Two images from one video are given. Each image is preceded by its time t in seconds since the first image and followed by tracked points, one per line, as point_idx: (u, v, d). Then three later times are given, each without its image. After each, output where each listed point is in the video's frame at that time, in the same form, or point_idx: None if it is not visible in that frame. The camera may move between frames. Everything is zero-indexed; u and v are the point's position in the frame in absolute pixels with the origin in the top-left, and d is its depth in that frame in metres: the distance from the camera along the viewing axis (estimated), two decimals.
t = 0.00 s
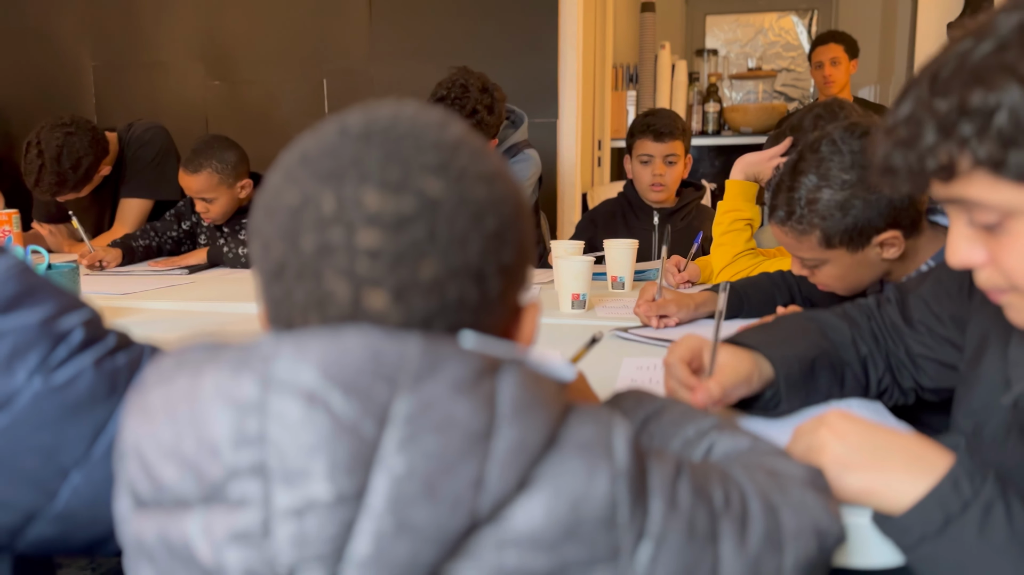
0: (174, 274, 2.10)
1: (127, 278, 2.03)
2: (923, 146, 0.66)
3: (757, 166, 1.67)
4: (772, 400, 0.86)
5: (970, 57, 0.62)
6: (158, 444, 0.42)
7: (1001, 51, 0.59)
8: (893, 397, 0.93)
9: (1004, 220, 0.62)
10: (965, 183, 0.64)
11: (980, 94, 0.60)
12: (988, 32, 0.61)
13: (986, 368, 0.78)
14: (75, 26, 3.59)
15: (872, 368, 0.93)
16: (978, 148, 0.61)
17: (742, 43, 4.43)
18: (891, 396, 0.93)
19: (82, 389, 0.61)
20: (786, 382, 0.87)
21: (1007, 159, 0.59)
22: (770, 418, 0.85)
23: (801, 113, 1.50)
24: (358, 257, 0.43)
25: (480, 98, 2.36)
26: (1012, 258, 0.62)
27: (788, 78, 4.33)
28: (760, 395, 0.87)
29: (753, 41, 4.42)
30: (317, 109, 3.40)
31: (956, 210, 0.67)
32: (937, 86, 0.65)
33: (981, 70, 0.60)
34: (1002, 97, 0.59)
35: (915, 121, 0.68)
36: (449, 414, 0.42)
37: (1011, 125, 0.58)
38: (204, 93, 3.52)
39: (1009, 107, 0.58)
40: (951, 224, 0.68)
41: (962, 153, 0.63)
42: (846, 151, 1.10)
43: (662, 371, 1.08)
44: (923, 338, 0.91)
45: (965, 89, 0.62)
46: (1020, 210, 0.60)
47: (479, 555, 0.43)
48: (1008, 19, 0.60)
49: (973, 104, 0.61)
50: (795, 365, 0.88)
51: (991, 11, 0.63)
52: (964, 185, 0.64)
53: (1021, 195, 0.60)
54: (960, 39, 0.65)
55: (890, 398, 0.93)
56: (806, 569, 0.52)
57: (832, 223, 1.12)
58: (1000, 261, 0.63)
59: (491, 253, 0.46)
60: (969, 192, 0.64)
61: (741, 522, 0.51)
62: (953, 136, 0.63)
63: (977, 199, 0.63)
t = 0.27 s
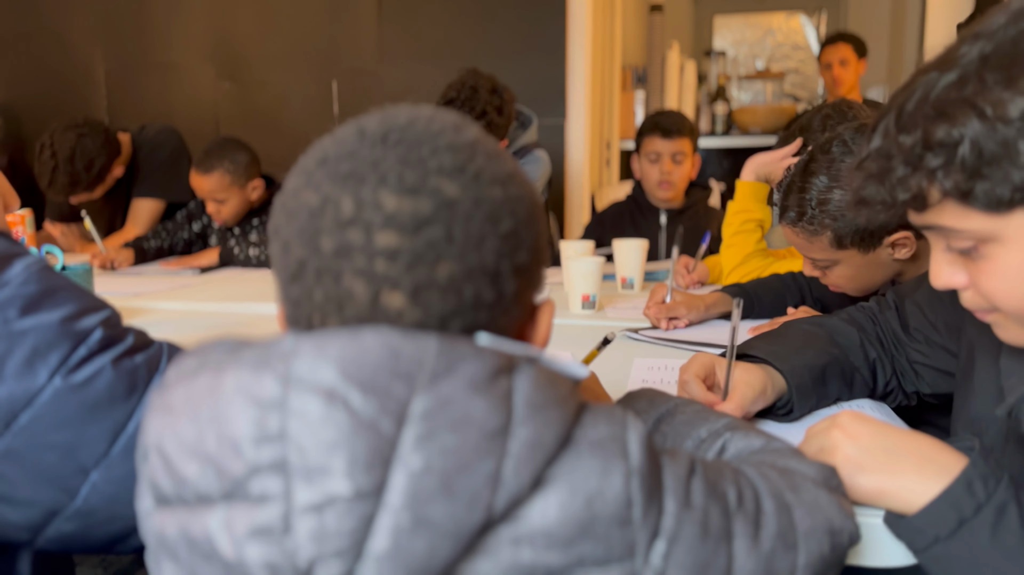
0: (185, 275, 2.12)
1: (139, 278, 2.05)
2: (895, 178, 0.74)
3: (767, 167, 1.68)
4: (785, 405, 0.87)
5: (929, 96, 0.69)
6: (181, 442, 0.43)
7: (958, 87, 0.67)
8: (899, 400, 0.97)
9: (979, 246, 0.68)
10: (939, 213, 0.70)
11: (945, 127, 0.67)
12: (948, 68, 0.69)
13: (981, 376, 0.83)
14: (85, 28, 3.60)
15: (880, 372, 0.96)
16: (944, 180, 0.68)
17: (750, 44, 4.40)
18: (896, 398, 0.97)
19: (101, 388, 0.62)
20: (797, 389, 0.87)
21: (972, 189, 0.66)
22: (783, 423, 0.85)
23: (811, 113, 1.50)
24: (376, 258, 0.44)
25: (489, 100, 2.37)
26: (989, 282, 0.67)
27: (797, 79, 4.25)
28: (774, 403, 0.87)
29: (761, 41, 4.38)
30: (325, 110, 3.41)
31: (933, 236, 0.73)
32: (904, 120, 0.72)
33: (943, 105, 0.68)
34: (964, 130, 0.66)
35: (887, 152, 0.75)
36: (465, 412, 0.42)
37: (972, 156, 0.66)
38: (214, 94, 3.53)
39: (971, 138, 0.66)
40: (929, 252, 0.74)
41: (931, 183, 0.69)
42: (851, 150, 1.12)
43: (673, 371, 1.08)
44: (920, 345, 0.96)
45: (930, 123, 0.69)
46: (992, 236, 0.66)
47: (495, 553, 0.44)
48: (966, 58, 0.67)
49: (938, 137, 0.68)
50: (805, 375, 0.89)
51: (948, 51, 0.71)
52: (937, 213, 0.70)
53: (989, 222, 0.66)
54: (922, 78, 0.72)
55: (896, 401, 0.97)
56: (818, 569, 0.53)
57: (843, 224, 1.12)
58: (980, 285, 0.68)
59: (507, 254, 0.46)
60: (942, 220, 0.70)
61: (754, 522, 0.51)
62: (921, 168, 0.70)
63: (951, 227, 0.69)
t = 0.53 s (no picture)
0: (198, 276, 2.13)
1: (152, 279, 2.06)
2: (891, 195, 0.77)
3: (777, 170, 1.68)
4: (797, 406, 0.87)
5: (918, 117, 0.72)
6: (206, 441, 0.44)
7: (944, 106, 0.69)
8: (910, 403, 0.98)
9: (975, 259, 0.68)
10: (933, 229, 0.72)
11: (933, 147, 0.70)
12: (937, 87, 0.71)
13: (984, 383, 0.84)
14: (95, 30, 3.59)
15: (895, 375, 0.97)
16: (933, 198, 0.70)
17: (761, 45, 4.33)
18: (909, 401, 0.98)
19: (122, 389, 0.62)
20: (809, 388, 0.88)
21: (961, 206, 0.67)
22: (793, 423, 0.85)
23: (820, 117, 1.50)
24: (396, 261, 0.44)
25: (499, 103, 2.37)
26: (988, 294, 0.68)
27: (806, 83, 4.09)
28: (784, 402, 0.88)
29: (771, 42, 4.30)
30: (336, 110, 3.42)
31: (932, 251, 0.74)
32: (897, 140, 0.76)
33: (931, 124, 0.70)
34: (950, 149, 0.68)
35: (886, 170, 0.79)
36: (484, 412, 0.43)
37: (959, 174, 0.67)
38: (225, 97, 3.52)
39: (957, 157, 0.67)
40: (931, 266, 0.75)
41: (922, 201, 0.72)
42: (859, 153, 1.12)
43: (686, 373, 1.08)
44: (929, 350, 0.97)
45: (919, 142, 0.72)
46: (989, 250, 0.67)
47: (513, 551, 0.44)
48: (954, 78, 0.69)
49: (926, 155, 0.70)
50: (818, 374, 0.89)
51: (940, 70, 0.73)
52: (931, 230, 0.72)
53: (982, 236, 0.67)
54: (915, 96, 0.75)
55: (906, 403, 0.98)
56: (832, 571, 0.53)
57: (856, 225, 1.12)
58: (979, 298, 0.69)
59: (525, 258, 0.47)
60: (937, 237, 0.71)
61: (769, 523, 0.51)
62: (914, 187, 0.72)
63: (946, 243, 0.70)
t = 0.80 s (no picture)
0: (214, 276, 2.14)
1: (168, 279, 2.08)
2: (881, 218, 0.81)
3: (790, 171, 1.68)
4: (810, 406, 0.87)
5: (903, 142, 0.77)
6: (235, 437, 0.44)
7: (928, 128, 0.74)
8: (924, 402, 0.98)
9: (967, 276, 0.72)
10: (924, 247, 0.75)
11: (919, 169, 0.74)
12: (921, 111, 0.76)
13: (995, 384, 0.85)
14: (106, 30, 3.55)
15: (908, 374, 0.97)
16: (922, 220, 0.74)
17: (771, 45, 4.32)
18: (922, 401, 0.98)
19: (148, 386, 0.63)
20: (822, 389, 0.88)
21: (950, 226, 0.71)
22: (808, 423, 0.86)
23: (833, 118, 1.50)
24: (421, 260, 0.45)
25: (512, 105, 2.38)
26: (985, 310, 0.71)
27: (818, 83, 4.17)
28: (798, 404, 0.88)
29: (781, 43, 4.31)
30: (348, 113, 3.42)
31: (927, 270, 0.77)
32: (882, 163, 0.80)
33: (916, 148, 0.75)
34: (935, 172, 0.72)
35: (874, 193, 0.82)
36: (508, 408, 0.43)
37: (945, 196, 0.71)
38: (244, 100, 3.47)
39: (942, 179, 0.72)
40: (926, 284, 0.78)
41: (912, 222, 0.76)
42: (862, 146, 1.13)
43: (700, 374, 1.09)
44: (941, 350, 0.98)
45: (905, 165, 0.76)
46: (980, 267, 0.70)
47: (537, 546, 0.45)
48: (937, 100, 0.74)
49: (913, 178, 0.75)
50: (830, 374, 0.89)
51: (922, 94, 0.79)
52: (922, 249, 0.75)
53: (973, 255, 0.70)
54: (898, 121, 0.80)
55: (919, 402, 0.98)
56: (851, 568, 0.53)
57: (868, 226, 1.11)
58: (976, 312, 0.72)
59: (547, 257, 0.48)
60: (929, 255, 0.74)
61: (790, 521, 0.52)
62: (903, 209, 0.76)
63: (939, 261, 0.74)
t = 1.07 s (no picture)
0: (230, 279, 2.16)
1: (186, 282, 2.10)
2: (886, 234, 0.82)
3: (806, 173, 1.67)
4: (828, 409, 0.87)
5: (904, 158, 0.79)
6: (265, 438, 0.45)
7: (928, 144, 0.76)
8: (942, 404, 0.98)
9: (976, 287, 0.74)
10: (930, 261, 0.77)
11: (920, 185, 0.76)
12: (921, 127, 0.78)
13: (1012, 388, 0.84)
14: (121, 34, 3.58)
15: (925, 376, 0.97)
16: (926, 235, 0.75)
17: (785, 46, 4.22)
18: (940, 403, 0.98)
19: (174, 387, 0.64)
20: (840, 392, 0.88)
21: (955, 240, 0.73)
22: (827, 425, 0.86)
23: (849, 120, 1.50)
24: (445, 264, 0.46)
25: (526, 108, 2.39)
26: (996, 321, 0.73)
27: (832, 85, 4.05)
28: (816, 407, 0.88)
29: (795, 44, 4.20)
30: (363, 117, 3.42)
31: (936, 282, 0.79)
32: (886, 180, 0.82)
33: (918, 164, 0.76)
34: (937, 187, 0.74)
35: (878, 209, 0.84)
36: (533, 411, 0.44)
37: (947, 210, 0.73)
38: (255, 104, 3.50)
39: (944, 194, 0.73)
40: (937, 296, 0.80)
41: (917, 236, 0.77)
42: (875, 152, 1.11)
43: (717, 376, 1.09)
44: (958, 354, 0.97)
45: (907, 182, 0.78)
46: (988, 278, 0.72)
47: (562, 546, 0.46)
48: (937, 116, 0.76)
49: (915, 194, 0.76)
50: (847, 377, 0.89)
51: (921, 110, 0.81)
52: (930, 262, 0.77)
53: (979, 266, 0.72)
54: (900, 137, 0.81)
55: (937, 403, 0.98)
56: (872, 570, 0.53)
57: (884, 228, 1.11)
58: (988, 322, 0.74)
59: (569, 261, 0.48)
60: (937, 268, 0.76)
61: (811, 523, 0.52)
62: (907, 225, 0.78)
63: (947, 273, 0.75)
